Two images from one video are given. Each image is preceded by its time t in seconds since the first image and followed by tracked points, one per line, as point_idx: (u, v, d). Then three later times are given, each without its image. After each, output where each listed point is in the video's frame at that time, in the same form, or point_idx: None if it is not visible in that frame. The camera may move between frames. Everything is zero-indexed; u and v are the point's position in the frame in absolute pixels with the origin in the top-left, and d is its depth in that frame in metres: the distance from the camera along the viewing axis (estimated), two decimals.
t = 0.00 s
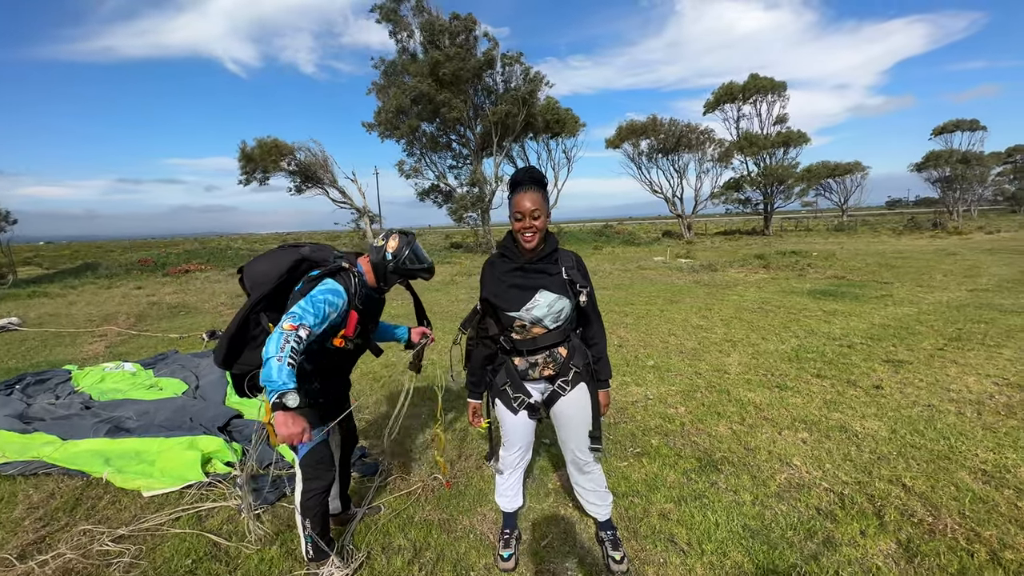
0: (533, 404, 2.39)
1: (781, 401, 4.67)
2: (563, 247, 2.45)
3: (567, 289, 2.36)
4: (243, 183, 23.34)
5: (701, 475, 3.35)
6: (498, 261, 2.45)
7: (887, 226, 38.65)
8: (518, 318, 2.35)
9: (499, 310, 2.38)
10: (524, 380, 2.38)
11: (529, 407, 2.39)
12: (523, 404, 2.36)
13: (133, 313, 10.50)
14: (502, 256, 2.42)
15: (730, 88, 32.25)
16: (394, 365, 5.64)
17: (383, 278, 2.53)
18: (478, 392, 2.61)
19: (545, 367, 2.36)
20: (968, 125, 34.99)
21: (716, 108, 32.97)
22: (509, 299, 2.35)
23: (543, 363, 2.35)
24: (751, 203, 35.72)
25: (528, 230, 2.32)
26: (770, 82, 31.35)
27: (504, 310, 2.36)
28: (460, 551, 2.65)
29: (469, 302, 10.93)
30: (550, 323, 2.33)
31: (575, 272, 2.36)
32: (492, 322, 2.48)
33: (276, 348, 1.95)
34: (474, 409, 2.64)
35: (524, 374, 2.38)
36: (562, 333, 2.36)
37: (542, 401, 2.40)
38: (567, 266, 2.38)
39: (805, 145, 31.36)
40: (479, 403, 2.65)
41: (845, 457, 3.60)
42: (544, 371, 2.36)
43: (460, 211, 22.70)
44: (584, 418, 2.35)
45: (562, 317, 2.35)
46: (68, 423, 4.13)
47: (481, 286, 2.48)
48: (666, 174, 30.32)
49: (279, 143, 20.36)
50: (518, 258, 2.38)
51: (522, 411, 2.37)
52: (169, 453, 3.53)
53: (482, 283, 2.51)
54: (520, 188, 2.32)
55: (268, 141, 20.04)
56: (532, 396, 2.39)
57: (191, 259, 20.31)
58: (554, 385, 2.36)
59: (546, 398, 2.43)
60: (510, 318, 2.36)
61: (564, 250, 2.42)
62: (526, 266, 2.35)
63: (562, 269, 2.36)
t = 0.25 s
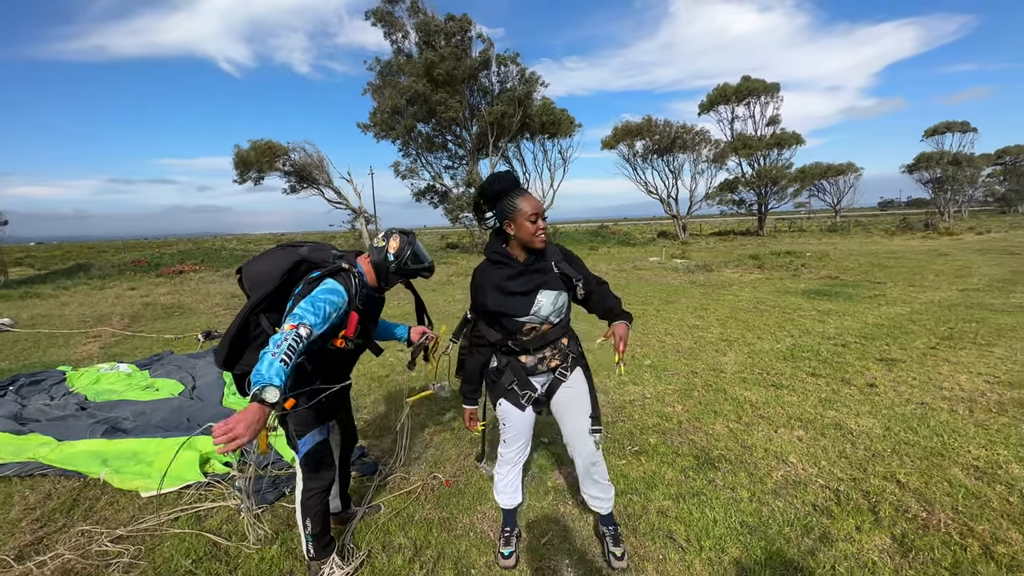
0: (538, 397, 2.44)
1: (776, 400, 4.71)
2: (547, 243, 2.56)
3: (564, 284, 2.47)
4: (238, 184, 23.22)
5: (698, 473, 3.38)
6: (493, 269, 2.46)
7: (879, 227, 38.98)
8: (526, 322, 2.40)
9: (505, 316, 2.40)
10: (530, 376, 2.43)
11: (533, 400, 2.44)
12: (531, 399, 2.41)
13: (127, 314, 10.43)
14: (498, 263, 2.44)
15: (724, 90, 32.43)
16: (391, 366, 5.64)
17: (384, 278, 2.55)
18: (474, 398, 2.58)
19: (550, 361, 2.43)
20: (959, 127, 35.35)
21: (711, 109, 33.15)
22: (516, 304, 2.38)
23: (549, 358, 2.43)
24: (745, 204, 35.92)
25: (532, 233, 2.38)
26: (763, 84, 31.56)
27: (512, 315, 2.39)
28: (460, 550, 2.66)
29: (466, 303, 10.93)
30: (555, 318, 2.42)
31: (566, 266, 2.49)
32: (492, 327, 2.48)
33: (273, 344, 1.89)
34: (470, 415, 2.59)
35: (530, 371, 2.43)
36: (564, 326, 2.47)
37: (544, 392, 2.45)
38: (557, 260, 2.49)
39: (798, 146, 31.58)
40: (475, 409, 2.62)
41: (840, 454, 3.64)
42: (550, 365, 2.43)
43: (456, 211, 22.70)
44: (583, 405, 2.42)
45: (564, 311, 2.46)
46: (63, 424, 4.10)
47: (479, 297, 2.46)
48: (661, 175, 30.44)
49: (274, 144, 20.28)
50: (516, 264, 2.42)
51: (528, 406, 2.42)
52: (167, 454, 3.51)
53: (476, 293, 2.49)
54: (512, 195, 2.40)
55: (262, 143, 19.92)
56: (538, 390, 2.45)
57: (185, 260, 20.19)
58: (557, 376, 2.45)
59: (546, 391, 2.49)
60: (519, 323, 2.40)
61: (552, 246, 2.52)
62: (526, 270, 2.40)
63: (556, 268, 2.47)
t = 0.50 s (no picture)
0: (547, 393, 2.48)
1: (770, 398, 4.76)
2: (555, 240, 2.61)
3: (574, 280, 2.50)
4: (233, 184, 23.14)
5: (693, 470, 3.42)
6: (510, 264, 2.46)
7: (873, 228, 39.28)
8: (540, 316, 2.42)
9: (520, 310, 2.42)
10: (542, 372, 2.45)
11: (543, 397, 2.50)
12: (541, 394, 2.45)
13: (123, 315, 10.40)
14: (512, 257, 2.46)
15: (719, 91, 32.61)
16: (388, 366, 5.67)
17: (376, 275, 2.54)
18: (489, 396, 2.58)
19: (562, 356, 2.46)
20: (951, 128, 35.68)
21: (706, 111, 33.33)
22: (530, 298, 2.40)
23: (561, 353, 2.46)
24: (740, 205, 36.12)
25: (539, 228, 2.40)
26: (758, 86, 31.78)
27: (525, 310, 2.41)
28: (458, 546, 2.69)
29: (463, 303, 10.96)
30: (567, 314, 2.45)
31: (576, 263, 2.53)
32: (507, 322, 2.50)
33: (346, 377, 2.29)
34: (483, 411, 2.63)
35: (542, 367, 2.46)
36: (573, 322, 2.50)
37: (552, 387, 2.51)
38: (567, 258, 2.53)
39: (793, 147, 31.79)
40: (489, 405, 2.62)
41: (832, 451, 3.70)
42: (562, 359, 2.46)
43: (452, 212, 22.72)
44: (583, 399, 2.53)
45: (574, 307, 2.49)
46: (60, 424, 4.10)
47: (492, 291, 2.47)
48: (657, 176, 30.56)
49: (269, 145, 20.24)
50: (530, 258, 2.43)
51: (538, 403, 2.49)
52: (166, 453, 3.53)
53: (490, 287, 2.49)
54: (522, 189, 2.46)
55: (257, 145, 19.88)
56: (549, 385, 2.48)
57: (180, 261, 20.12)
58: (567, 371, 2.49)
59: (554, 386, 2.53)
60: (532, 318, 2.42)
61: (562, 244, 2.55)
62: (540, 264, 2.44)
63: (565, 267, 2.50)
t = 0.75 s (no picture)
0: (542, 389, 2.49)
1: (761, 396, 4.84)
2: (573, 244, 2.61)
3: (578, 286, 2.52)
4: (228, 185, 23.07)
5: (684, 467, 3.48)
6: (514, 258, 2.57)
7: (866, 228, 39.60)
8: (534, 312, 2.48)
9: (517, 302, 2.51)
10: (535, 367, 2.51)
11: (538, 393, 2.50)
12: (534, 389, 2.47)
13: (117, 316, 10.37)
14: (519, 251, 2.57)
15: (713, 93, 32.80)
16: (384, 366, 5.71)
17: (374, 275, 2.59)
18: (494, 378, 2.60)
19: (555, 355, 2.51)
20: (942, 130, 36.03)
21: (700, 112, 33.51)
22: (527, 293, 2.47)
23: (554, 352, 2.51)
24: (735, 206, 36.33)
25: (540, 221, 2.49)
26: (752, 87, 31.98)
27: (522, 303, 2.49)
28: (453, 542, 2.73)
29: (459, 304, 11.00)
30: (563, 316, 2.49)
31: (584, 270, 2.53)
32: (506, 313, 2.60)
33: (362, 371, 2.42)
34: (489, 392, 2.60)
35: (535, 362, 2.51)
36: (572, 325, 2.53)
37: (549, 384, 2.52)
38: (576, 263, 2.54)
39: (786, 148, 32.01)
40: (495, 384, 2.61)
41: (820, 447, 3.77)
42: (555, 358, 2.51)
43: (448, 212, 22.75)
44: (583, 399, 2.55)
45: (574, 311, 2.51)
46: (57, 425, 4.12)
47: (498, 278, 2.60)
48: (652, 177, 30.69)
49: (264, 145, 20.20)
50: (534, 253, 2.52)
51: (532, 397, 2.48)
52: (162, 453, 3.55)
53: (497, 276, 2.63)
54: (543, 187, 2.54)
55: (251, 146, 19.83)
56: (542, 381, 2.51)
57: (175, 262, 20.04)
58: (561, 370, 2.52)
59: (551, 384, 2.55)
60: (528, 312, 2.49)
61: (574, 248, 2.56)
62: (544, 262, 2.50)
63: (573, 270, 2.53)
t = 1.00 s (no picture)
0: (528, 389, 2.52)
1: (754, 397, 4.88)
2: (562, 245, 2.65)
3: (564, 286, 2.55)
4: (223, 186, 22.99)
5: (678, 466, 3.51)
6: (502, 259, 2.66)
7: (860, 229, 39.87)
8: (517, 310, 2.55)
9: (501, 302, 2.58)
10: (521, 366, 2.55)
11: (524, 393, 2.52)
12: (519, 389, 2.50)
13: (112, 318, 10.31)
14: (506, 253, 2.65)
15: (708, 94, 32.97)
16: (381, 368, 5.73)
17: (371, 273, 2.63)
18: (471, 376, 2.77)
19: (540, 355, 2.54)
20: (935, 131, 36.37)
21: (695, 113, 33.67)
22: (511, 292, 2.54)
23: (539, 351, 2.54)
24: (730, 206, 36.50)
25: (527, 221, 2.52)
26: (747, 89, 32.16)
27: (506, 302, 2.56)
28: (449, 542, 2.75)
29: (455, 305, 11.01)
30: (547, 315, 2.53)
31: (570, 269, 2.55)
32: (493, 312, 2.68)
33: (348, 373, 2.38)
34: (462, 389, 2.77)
35: (521, 361, 2.56)
36: (558, 325, 2.56)
37: (536, 385, 2.55)
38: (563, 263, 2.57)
39: (781, 150, 32.20)
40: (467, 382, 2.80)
41: (812, 447, 3.82)
42: (539, 358, 2.54)
43: (444, 213, 22.75)
44: (573, 401, 2.56)
45: (558, 311, 2.55)
46: (51, 427, 4.10)
47: (485, 280, 2.69)
48: (648, 178, 30.79)
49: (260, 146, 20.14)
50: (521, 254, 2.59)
51: (518, 397, 2.51)
52: (158, 455, 3.55)
53: (485, 276, 2.72)
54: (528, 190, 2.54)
55: (247, 146, 19.79)
56: (528, 381, 2.54)
57: (169, 263, 19.95)
58: (548, 371, 2.54)
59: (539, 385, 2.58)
60: (511, 311, 2.55)
61: (562, 249, 2.60)
62: (529, 263, 2.56)
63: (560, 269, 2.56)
